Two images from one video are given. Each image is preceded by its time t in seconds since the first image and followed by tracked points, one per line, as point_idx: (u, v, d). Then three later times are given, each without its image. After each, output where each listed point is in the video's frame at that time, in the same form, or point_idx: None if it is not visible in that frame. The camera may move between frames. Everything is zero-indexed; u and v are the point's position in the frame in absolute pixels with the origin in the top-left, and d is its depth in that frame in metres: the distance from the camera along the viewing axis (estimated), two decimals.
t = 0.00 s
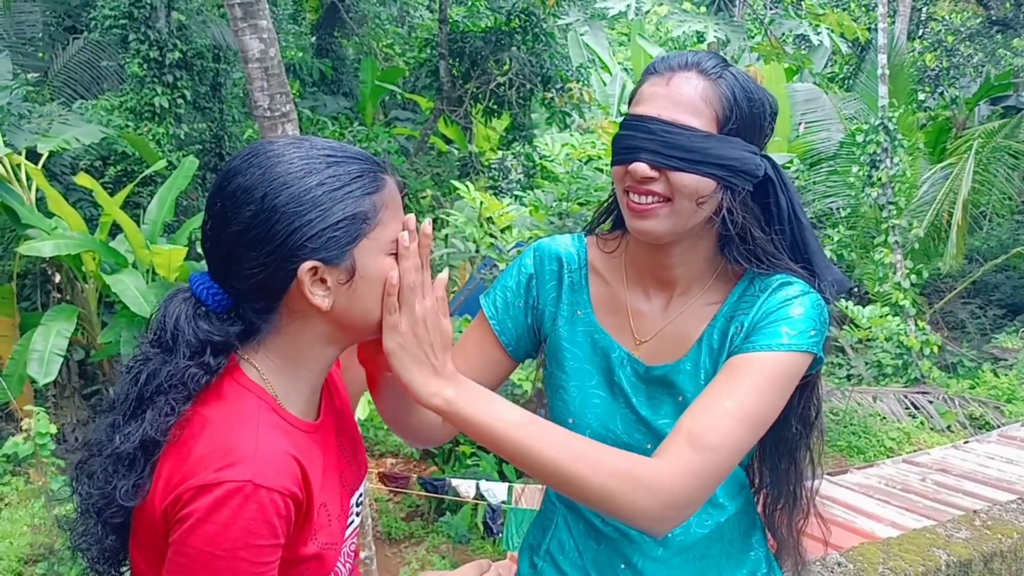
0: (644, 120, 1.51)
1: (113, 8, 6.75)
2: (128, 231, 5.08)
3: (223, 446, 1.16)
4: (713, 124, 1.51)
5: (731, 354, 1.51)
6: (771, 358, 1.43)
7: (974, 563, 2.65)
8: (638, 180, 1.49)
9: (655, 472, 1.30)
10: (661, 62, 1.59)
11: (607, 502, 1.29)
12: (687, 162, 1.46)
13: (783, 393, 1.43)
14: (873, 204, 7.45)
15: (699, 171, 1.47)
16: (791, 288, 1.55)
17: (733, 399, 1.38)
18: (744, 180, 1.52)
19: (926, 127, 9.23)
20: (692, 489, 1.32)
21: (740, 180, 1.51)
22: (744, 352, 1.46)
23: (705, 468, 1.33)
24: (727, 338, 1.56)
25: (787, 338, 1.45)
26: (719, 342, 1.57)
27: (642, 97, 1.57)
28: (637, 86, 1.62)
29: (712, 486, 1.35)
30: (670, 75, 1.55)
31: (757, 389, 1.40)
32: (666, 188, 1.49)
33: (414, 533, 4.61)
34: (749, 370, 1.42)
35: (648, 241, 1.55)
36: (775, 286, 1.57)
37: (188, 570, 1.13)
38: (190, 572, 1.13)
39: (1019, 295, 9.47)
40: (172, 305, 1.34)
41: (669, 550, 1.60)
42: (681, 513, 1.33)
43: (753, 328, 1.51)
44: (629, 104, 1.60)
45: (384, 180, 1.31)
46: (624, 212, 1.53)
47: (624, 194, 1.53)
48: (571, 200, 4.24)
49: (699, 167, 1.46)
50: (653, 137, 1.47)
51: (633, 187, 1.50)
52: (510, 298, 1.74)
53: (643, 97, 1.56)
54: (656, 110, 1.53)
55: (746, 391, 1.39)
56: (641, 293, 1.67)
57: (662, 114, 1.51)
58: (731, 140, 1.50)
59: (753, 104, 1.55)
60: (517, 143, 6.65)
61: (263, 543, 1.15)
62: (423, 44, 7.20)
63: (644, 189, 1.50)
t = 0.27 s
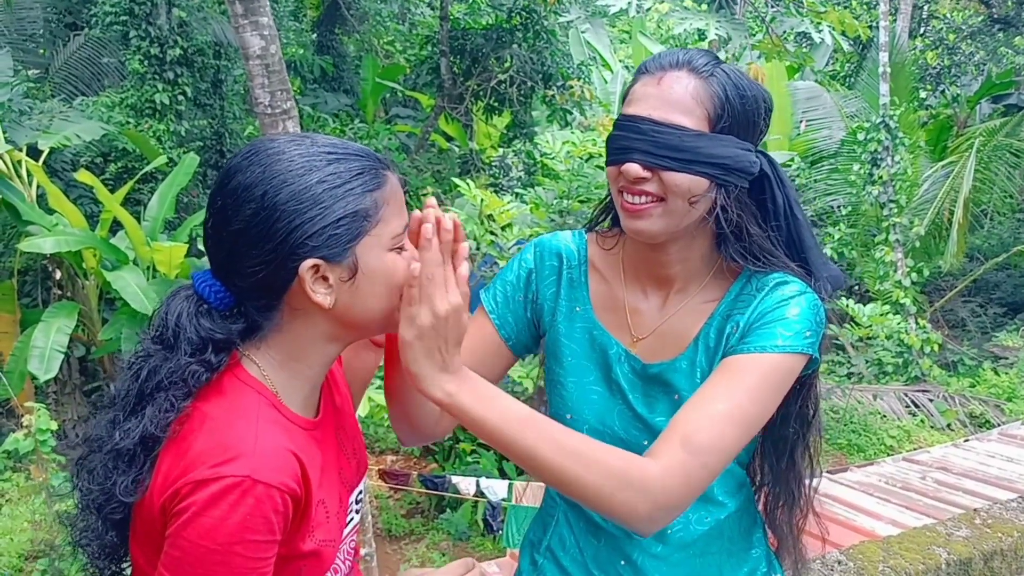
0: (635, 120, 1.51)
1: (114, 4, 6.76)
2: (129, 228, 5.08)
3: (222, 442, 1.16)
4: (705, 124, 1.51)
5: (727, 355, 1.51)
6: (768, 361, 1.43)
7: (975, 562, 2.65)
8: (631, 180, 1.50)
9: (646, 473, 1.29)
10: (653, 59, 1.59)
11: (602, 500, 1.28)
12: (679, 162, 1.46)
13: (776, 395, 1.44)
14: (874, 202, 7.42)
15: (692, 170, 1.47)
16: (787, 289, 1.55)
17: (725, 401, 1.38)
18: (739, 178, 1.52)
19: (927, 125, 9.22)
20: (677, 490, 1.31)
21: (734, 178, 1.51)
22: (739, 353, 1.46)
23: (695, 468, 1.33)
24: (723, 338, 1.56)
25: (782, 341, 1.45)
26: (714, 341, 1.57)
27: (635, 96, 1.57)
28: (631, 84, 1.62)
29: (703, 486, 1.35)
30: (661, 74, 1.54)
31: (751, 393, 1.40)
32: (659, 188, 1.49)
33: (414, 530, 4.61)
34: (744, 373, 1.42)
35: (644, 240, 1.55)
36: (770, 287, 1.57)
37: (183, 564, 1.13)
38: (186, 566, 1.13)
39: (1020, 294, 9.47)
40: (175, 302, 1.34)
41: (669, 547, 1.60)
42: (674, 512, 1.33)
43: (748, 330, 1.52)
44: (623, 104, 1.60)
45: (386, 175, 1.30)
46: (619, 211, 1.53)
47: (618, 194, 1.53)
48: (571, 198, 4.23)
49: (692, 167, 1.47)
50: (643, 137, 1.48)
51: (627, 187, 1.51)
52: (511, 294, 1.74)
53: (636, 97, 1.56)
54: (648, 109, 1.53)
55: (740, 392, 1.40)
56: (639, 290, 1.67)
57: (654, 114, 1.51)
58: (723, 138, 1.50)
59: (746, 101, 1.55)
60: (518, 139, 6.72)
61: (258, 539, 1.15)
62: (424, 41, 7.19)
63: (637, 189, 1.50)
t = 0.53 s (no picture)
0: (634, 117, 1.50)
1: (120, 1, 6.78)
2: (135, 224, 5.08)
3: (217, 442, 1.16)
4: (705, 121, 1.51)
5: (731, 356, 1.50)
6: (774, 360, 1.42)
7: (980, 561, 2.65)
8: (630, 179, 1.49)
9: (655, 486, 1.30)
10: (652, 56, 1.58)
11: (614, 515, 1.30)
12: (680, 159, 1.45)
13: (783, 395, 1.44)
14: (879, 200, 7.38)
15: (692, 168, 1.46)
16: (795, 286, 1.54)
17: (732, 403, 1.38)
18: (738, 176, 1.52)
19: (934, 122, 9.19)
20: (692, 500, 1.33)
21: (734, 176, 1.51)
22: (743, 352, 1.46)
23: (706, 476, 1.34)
24: (727, 336, 1.56)
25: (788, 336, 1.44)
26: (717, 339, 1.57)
27: (634, 93, 1.56)
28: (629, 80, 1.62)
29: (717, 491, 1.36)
30: (660, 71, 1.54)
31: (757, 395, 1.40)
32: (658, 186, 1.48)
33: (419, 526, 4.61)
34: (749, 372, 1.42)
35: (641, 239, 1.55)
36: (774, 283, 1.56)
37: (180, 564, 1.14)
38: (183, 566, 1.14)
39: None
40: (178, 297, 1.34)
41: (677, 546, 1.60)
42: (688, 520, 1.34)
43: (751, 328, 1.51)
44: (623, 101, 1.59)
45: (392, 174, 1.30)
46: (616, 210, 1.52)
47: (615, 191, 1.53)
48: (577, 195, 4.22)
49: (692, 165, 1.46)
50: (644, 134, 1.47)
51: (626, 185, 1.50)
52: (510, 302, 1.74)
53: (635, 95, 1.55)
54: (647, 107, 1.52)
55: (745, 394, 1.39)
56: (638, 290, 1.66)
57: (654, 112, 1.50)
58: (724, 136, 1.49)
59: (745, 100, 1.55)
60: (524, 137, 6.78)
61: (256, 539, 1.15)
62: (430, 38, 7.19)
63: (637, 188, 1.49)
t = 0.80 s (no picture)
0: (612, 124, 1.50)
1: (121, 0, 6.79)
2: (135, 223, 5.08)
3: (216, 443, 1.16)
4: (683, 128, 1.49)
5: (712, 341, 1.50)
6: (748, 342, 1.42)
7: (980, 562, 2.64)
8: (608, 185, 1.49)
9: (623, 449, 1.28)
10: (632, 57, 1.56)
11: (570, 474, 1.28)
12: (656, 166, 1.45)
13: (762, 377, 1.43)
14: (880, 201, 7.38)
15: (669, 175, 1.46)
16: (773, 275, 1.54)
17: (706, 379, 1.37)
18: (719, 180, 1.51)
19: (935, 123, 9.19)
20: (661, 471, 1.31)
21: (714, 181, 1.50)
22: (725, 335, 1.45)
23: (675, 446, 1.32)
24: (707, 329, 1.55)
25: (770, 321, 1.44)
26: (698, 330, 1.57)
27: (614, 97, 1.55)
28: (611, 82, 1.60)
29: (684, 464, 1.34)
30: (640, 75, 1.51)
31: (731, 372, 1.39)
32: (636, 193, 1.49)
33: (419, 526, 4.61)
34: (725, 353, 1.41)
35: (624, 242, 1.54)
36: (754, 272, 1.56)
37: (183, 566, 1.14)
38: (185, 566, 1.14)
39: None
40: (168, 305, 1.33)
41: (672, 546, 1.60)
42: (655, 490, 1.32)
43: (730, 314, 1.51)
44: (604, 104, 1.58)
45: (376, 167, 1.28)
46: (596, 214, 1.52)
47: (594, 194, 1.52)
48: (577, 195, 4.22)
49: (670, 172, 1.46)
50: (620, 141, 1.47)
51: (603, 189, 1.50)
52: (503, 300, 1.73)
53: (614, 98, 1.54)
54: (626, 113, 1.51)
55: (721, 372, 1.38)
56: (625, 291, 1.67)
57: (632, 118, 1.49)
58: (702, 142, 1.48)
59: (727, 103, 1.52)
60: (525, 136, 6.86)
61: (256, 539, 1.15)
62: (431, 38, 7.20)
63: (614, 194, 1.50)
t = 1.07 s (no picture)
0: (584, 133, 1.50)
1: (118, 4, 6.81)
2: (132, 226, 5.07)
3: (208, 446, 1.16)
4: (656, 133, 1.48)
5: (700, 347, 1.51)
6: (740, 350, 1.44)
7: (977, 565, 2.64)
8: (584, 195, 1.50)
9: (625, 474, 1.32)
10: (606, 64, 1.55)
11: (576, 498, 1.32)
12: (629, 173, 1.45)
13: (754, 385, 1.45)
14: (877, 203, 7.38)
15: (643, 182, 1.46)
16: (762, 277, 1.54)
17: (701, 393, 1.39)
18: (697, 183, 1.50)
19: (931, 126, 9.22)
20: (658, 490, 1.34)
21: (691, 185, 1.49)
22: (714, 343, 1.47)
23: (671, 465, 1.35)
24: (695, 334, 1.56)
25: (762, 327, 1.46)
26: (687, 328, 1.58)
27: (588, 105, 1.54)
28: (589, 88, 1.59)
29: (686, 481, 1.37)
30: (612, 82, 1.50)
31: (726, 384, 1.41)
32: (611, 200, 1.49)
33: (416, 530, 4.60)
34: (715, 365, 1.43)
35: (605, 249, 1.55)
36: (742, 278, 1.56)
37: (174, 568, 1.14)
38: (176, 569, 1.14)
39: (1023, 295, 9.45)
40: (158, 310, 1.33)
41: (669, 549, 1.60)
42: (654, 510, 1.35)
43: (719, 320, 1.52)
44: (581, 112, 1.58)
45: (365, 169, 1.30)
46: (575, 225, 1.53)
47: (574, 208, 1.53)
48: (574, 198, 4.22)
49: (643, 179, 1.45)
50: (592, 151, 1.47)
51: (580, 202, 1.51)
52: (505, 306, 1.72)
53: (588, 107, 1.54)
54: (598, 122, 1.51)
55: (710, 387, 1.40)
56: (614, 295, 1.67)
57: (604, 126, 1.49)
58: (675, 147, 1.47)
59: (701, 105, 1.50)
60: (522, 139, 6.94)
61: (249, 542, 1.15)
62: (428, 41, 7.20)
63: (590, 202, 1.50)
